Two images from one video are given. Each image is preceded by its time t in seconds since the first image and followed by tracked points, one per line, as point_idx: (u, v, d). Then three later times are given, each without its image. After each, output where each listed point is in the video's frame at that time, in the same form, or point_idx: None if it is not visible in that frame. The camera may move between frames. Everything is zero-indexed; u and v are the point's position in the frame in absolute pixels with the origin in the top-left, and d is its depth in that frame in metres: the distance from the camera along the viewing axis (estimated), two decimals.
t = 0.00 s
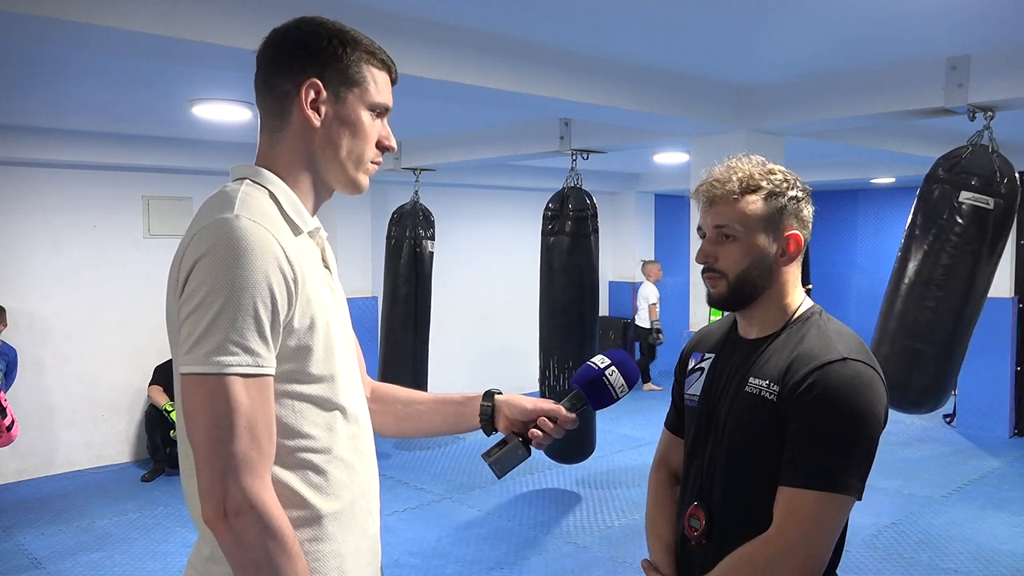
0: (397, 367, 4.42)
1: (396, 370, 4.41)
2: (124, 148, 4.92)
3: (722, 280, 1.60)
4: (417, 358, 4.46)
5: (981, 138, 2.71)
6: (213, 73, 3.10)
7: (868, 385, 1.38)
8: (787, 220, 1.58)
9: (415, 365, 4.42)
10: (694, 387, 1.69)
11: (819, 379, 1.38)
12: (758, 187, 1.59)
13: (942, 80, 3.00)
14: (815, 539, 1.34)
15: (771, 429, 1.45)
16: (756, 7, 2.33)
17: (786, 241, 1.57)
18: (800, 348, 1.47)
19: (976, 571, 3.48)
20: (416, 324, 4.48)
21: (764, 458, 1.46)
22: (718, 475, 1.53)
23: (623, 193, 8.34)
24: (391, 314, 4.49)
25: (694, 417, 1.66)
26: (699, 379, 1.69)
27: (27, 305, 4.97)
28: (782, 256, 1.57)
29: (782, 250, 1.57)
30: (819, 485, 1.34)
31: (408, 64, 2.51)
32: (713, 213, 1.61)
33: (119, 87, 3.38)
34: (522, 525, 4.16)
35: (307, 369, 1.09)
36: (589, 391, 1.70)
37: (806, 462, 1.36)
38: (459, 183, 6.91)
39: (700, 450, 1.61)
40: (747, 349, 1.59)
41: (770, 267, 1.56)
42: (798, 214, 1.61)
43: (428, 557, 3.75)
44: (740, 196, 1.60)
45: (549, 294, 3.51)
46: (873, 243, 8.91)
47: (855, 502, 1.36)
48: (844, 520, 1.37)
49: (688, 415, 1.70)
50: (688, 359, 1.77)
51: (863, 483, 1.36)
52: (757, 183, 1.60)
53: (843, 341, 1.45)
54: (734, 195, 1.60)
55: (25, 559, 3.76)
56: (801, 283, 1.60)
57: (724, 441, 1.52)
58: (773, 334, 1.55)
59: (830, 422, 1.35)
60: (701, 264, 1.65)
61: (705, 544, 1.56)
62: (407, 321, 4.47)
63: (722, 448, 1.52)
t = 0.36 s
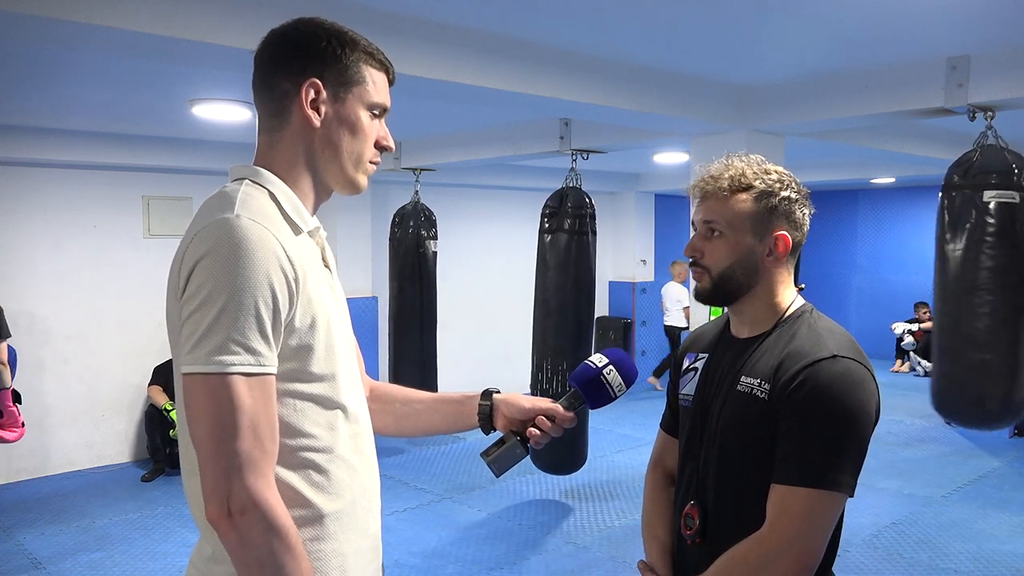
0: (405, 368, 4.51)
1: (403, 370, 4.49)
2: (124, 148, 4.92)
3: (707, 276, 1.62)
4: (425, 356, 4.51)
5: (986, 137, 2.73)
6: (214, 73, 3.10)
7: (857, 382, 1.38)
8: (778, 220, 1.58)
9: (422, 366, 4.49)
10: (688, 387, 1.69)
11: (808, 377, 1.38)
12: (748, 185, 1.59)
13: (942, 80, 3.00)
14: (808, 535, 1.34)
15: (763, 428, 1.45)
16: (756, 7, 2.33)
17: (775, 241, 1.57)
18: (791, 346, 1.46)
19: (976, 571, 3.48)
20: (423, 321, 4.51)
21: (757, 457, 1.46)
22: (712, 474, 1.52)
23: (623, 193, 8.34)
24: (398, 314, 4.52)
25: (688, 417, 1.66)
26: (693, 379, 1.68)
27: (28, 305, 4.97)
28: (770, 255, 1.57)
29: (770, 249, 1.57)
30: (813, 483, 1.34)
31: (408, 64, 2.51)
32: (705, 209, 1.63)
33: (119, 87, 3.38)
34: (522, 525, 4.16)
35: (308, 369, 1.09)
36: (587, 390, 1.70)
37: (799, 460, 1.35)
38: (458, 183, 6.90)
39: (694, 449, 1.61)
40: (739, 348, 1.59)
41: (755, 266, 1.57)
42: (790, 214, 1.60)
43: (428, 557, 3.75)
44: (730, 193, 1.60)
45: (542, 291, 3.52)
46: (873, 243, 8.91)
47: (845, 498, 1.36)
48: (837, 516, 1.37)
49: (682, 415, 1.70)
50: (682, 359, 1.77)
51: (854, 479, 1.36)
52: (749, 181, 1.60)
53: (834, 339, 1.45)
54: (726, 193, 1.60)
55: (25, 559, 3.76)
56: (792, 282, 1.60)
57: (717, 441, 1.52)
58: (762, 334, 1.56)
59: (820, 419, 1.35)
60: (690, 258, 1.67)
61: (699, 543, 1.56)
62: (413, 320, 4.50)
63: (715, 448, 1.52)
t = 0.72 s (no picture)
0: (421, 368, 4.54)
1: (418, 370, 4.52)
2: (124, 148, 4.93)
3: (712, 275, 1.62)
4: (439, 356, 4.53)
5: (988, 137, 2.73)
6: (215, 73, 3.09)
7: (861, 383, 1.37)
8: (786, 220, 1.58)
9: (438, 368, 4.52)
10: (695, 388, 1.70)
11: (810, 379, 1.38)
12: (756, 184, 1.59)
13: (941, 80, 3.00)
14: (811, 539, 1.34)
15: (767, 430, 1.45)
16: (756, 7, 2.33)
17: (781, 241, 1.56)
18: (795, 347, 1.46)
19: (976, 571, 3.48)
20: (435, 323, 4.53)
21: (760, 459, 1.46)
22: (718, 476, 1.53)
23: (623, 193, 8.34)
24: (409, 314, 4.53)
25: (695, 418, 1.66)
26: (700, 380, 1.69)
27: (28, 306, 4.97)
28: (775, 255, 1.57)
29: (776, 249, 1.56)
30: (816, 486, 1.34)
31: (407, 64, 2.51)
32: (710, 208, 1.63)
33: (119, 87, 3.38)
34: (522, 525, 4.17)
35: (311, 366, 1.09)
36: (586, 387, 1.70)
37: (802, 462, 1.35)
38: (458, 183, 6.90)
39: (701, 451, 1.61)
40: (745, 348, 1.60)
41: (759, 266, 1.56)
42: (797, 213, 1.59)
43: (428, 557, 3.75)
44: (736, 192, 1.60)
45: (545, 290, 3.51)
46: (873, 243, 8.91)
47: (849, 503, 1.35)
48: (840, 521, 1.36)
49: (690, 416, 1.71)
50: (689, 360, 1.78)
51: (857, 483, 1.35)
52: (755, 180, 1.60)
53: (837, 340, 1.45)
54: (732, 192, 1.61)
55: (25, 559, 3.76)
56: (799, 283, 1.60)
57: (721, 442, 1.52)
58: (768, 334, 1.56)
59: (822, 421, 1.35)
60: (695, 257, 1.67)
61: (706, 545, 1.57)
62: (425, 321, 4.53)
63: (719, 450, 1.53)
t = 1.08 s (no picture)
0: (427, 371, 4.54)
1: (425, 375, 4.52)
2: (124, 148, 4.93)
3: (727, 278, 1.63)
4: (444, 352, 4.51)
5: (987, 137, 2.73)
6: (215, 73, 3.10)
7: (878, 389, 1.36)
8: (800, 222, 1.57)
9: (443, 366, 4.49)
10: (710, 391, 1.70)
11: (825, 384, 1.37)
12: (768, 185, 1.59)
13: (941, 80, 3.00)
14: (825, 547, 1.34)
15: (781, 435, 1.44)
16: (756, 7, 2.33)
17: (796, 243, 1.56)
18: (811, 351, 1.46)
19: (976, 571, 3.48)
20: (439, 322, 4.52)
21: (774, 465, 1.46)
22: (732, 481, 1.53)
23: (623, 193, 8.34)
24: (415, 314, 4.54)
25: (710, 420, 1.66)
26: (714, 382, 1.69)
27: (28, 305, 4.97)
28: (790, 257, 1.57)
29: (790, 251, 1.56)
30: (828, 492, 1.33)
31: (407, 64, 2.51)
32: (723, 210, 1.63)
33: (119, 87, 3.38)
34: (522, 525, 4.16)
35: (308, 366, 1.09)
36: (586, 390, 1.70)
37: (815, 467, 1.35)
38: (458, 183, 6.90)
39: (717, 454, 1.61)
40: (762, 351, 1.59)
41: (774, 269, 1.57)
42: (811, 214, 1.58)
43: (428, 557, 3.75)
44: (748, 194, 1.60)
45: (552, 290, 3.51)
46: (873, 243, 8.91)
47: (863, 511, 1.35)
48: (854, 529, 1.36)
49: (705, 419, 1.71)
50: (704, 361, 1.78)
51: (871, 491, 1.35)
52: (768, 181, 1.59)
53: (854, 344, 1.44)
54: (745, 193, 1.61)
55: (25, 559, 3.76)
56: (816, 286, 1.60)
57: (736, 447, 1.52)
58: (783, 338, 1.56)
59: (836, 427, 1.34)
60: (708, 260, 1.68)
61: (719, 550, 1.57)
62: (428, 321, 4.52)
63: (734, 454, 1.53)
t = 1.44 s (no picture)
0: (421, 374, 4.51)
1: (419, 377, 4.48)
2: (124, 148, 4.93)
3: (744, 278, 1.63)
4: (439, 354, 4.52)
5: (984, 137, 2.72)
6: (215, 73, 3.10)
7: (894, 393, 1.35)
8: (819, 222, 1.57)
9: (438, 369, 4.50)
10: (724, 392, 1.71)
11: (838, 388, 1.37)
12: (789, 184, 1.59)
13: (942, 80, 3.00)
14: (838, 550, 1.34)
15: (794, 438, 1.44)
16: (756, 7, 2.33)
17: (815, 243, 1.56)
18: (825, 354, 1.46)
19: (976, 571, 3.48)
20: (434, 325, 4.52)
21: (788, 467, 1.46)
22: (743, 483, 1.53)
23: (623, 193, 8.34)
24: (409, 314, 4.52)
25: (723, 422, 1.66)
26: (728, 383, 1.70)
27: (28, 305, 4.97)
28: (808, 257, 1.56)
29: (808, 252, 1.56)
30: (840, 496, 1.33)
31: (407, 63, 2.51)
32: (741, 208, 1.64)
33: (119, 87, 3.38)
34: (522, 525, 4.17)
35: (305, 367, 1.09)
36: (585, 396, 1.69)
37: (827, 470, 1.35)
38: (458, 183, 6.90)
39: (729, 456, 1.61)
40: (775, 354, 1.59)
41: (791, 269, 1.56)
42: (831, 214, 1.58)
43: (428, 557, 3.75)
44: (768, 192, 1.61)
45: (559, 294, 3.52)
46: (872, 243, 8.90)
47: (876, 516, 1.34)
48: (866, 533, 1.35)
49: (718, 421, 1.72)
50: (718, 363, 1.78)
51: (884, 495, 1.35)
52: (788, 180, 1.60)
53: (868, 347, 1.43)
54: (764, 192, 1.61)
55: (26, 558, 3.76)
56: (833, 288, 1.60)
57: (749, 449, 1.52)
58: (798, 340, 1.55)
59: (847, 430, 1.34)
60: (726, 259, 1.69)
61: (728, 552, 1.57)
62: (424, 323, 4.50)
63: (746, 457, 1.53)
